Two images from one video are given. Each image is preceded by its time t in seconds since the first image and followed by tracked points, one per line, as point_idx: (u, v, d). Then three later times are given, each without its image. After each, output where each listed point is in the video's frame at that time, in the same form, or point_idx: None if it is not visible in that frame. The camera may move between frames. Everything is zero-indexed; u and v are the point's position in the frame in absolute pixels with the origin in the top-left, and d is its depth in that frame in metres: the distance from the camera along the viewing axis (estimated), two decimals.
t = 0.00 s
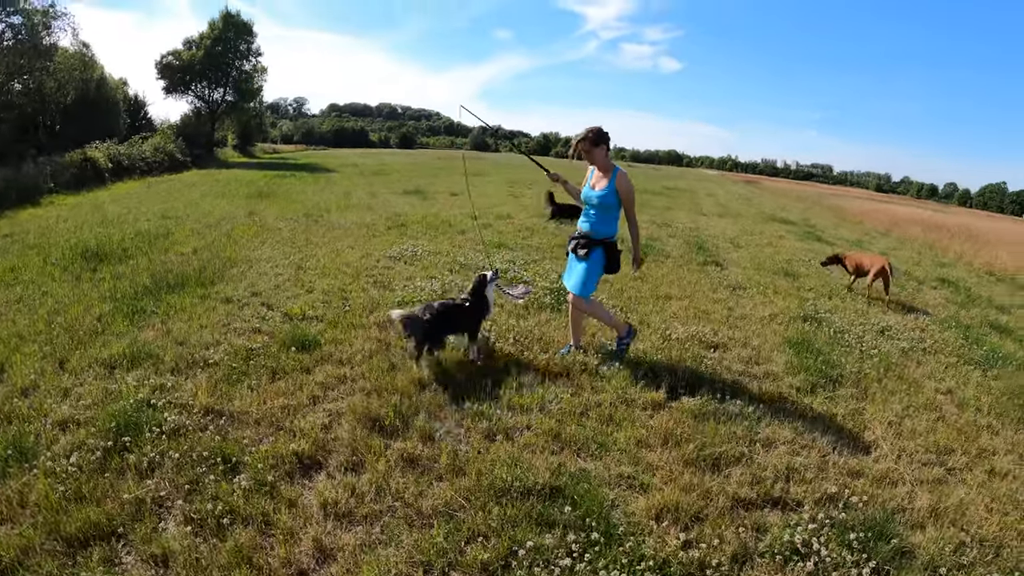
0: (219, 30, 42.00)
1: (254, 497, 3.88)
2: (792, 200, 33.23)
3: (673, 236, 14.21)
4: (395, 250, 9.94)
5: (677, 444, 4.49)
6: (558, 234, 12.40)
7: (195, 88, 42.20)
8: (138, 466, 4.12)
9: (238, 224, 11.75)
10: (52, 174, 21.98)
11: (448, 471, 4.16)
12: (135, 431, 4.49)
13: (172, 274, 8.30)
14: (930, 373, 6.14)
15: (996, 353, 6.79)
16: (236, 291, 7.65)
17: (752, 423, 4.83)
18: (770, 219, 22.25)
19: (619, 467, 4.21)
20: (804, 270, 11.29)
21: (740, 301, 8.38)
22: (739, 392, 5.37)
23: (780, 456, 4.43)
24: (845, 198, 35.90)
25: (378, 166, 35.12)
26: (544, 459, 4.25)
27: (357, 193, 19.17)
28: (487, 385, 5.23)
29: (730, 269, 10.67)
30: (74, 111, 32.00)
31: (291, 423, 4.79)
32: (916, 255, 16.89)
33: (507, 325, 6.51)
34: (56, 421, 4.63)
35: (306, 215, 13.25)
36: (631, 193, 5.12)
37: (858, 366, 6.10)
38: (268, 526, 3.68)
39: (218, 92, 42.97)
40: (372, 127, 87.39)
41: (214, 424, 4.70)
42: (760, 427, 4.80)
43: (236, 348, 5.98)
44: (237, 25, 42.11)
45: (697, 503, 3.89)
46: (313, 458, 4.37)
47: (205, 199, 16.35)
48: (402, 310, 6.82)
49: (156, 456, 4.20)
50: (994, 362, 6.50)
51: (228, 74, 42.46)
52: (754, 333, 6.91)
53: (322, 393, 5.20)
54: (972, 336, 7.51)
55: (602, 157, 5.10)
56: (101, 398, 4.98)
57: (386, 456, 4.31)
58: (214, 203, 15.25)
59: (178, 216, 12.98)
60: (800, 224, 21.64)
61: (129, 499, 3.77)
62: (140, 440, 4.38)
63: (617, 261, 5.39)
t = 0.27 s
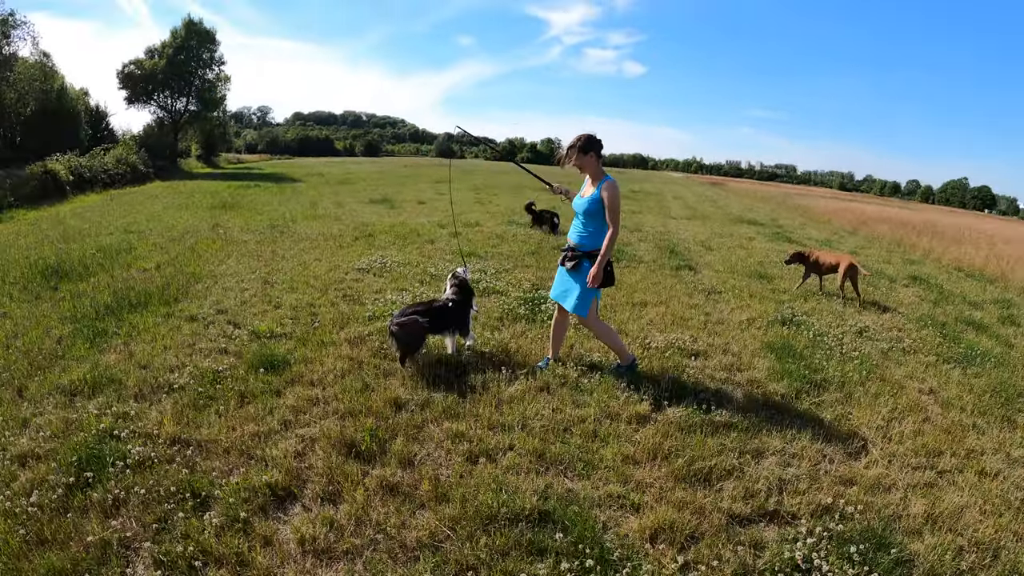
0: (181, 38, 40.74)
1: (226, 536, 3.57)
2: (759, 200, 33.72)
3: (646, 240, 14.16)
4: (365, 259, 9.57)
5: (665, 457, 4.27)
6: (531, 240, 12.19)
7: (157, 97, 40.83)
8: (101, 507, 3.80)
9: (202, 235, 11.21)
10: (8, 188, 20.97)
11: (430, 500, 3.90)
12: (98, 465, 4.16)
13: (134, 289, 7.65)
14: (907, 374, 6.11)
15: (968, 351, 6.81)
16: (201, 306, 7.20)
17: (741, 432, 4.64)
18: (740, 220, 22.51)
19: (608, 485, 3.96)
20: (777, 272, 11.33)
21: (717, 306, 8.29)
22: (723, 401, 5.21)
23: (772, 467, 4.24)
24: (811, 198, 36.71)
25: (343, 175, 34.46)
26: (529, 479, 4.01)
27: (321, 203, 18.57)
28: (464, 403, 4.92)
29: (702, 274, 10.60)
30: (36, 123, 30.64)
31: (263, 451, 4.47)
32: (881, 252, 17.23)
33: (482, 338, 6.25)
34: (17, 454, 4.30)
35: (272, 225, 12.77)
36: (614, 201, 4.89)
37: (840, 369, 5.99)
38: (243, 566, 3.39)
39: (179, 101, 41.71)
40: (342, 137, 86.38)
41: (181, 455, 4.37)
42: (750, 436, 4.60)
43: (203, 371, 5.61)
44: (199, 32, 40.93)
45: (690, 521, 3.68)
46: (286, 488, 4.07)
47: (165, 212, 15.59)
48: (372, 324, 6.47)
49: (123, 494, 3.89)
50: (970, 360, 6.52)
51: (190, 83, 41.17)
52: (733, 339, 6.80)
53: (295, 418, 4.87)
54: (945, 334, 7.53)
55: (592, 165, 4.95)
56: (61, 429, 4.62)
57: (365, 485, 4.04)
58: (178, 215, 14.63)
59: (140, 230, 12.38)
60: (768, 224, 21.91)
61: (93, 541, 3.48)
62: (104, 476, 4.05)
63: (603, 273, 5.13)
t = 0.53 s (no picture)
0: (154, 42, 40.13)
1: (205, 559, 3.38)
2: (737, 200, 33.94)
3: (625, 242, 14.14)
4: (342, 265, 9.36)
5: (653, 464, 4.16)
6: (511, 243, 12.09)
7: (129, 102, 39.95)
8: (76, 530, 3.58)
9: (176, 243, 10.87)
10: None
11: (415, 516, 3.74)
12: (72, 486, 3.94)
13: (107, 298, 7.37)
14: (890, 373, 6.09)
15: (949, 349, 6.81)
16: (175, 315, 6.94)
17: (729, 438, 4.54)
18: (718, 221, 22.70)
19: (596, 496, 3.84)
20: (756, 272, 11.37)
21: (699, 308, 8.25)
22: (709, 404, 5.12)
23: (761, 472, 4.15)
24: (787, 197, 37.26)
25: (318, 179, 33.83)
26: (516, 491, 3.88)
27: (296, 208, 18.19)
28: (446, 413, 4.76)
29: (682, 276, 10.55)
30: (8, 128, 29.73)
31: (242, 468, 4.27)
32: (856, 249, 17.47)
33: (463, 345, 6.07)
34: None
35: (247, 232, 12.46)
36: (624, 206, 4.72)
37: (825, 370, 5.93)
38: None
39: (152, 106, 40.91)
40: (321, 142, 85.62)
41: (158, 474, 4.15)
42: (739, 442, 4.51)
43: (179, 384, 5.38)
44: (172, 36, 40.27)
45: (682, 530, 3.58)
46: (266, 507, 3.88)
47: (136, 220, 15.12)
48: (350, 333, 6.28)
49: (99, 517, 3.68)
50: (949, 357, 6.56)
51: (163, 88, 40.42)
52: (716, 342, 6.73)
53: (274, 432, 4.68)
54: (926, 332, 7.51)
55: (597, 171, 4.88)
56: (32, 448, 4.37)
57: (348, 502, 3.87)
58: (152, 222, 14.22)
59: (111, 238, 11.97)
60: (746, 225, 22.03)
61: (68, 568, 3.26)
62: (79, 498, 3.83)
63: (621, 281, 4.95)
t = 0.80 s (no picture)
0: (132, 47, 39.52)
1: None
2: (720, 200, 34.16)
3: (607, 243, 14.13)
4: (322, 271, 9.23)
5: (637, 468, 4.11)
6: (492, 246, 12.02)
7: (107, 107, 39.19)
8: (53, 547, 3.46)
9: (154, 250, 10.67)
10: None
11: (398, 526, 3.66)
12: (48, 501, 3.81)
13: (84, 308, 7.19)
14: (873, 371, 6.09)
15: (930, 346, 6.83)
16: (154, 324, 6.78)
17: (714, 440, 4.50)
18: (700, 220, 22.81)
19: (581, 502, 3.78)
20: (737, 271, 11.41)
21: (680, 309, 8.23)
22: (692, 406, 5.08)
23: (746, 475, 4.10)
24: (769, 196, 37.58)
25: (297, 184, 33.38)
26: (500, 498, 3.80)
27: (276, 214, 17.95)
28: (428, 421, 4.68)
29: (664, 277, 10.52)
30: None
31: (221, 480, 4.16)
32: (836, 245, 17.64)
33: (444, 350, 5.99)
34: None
35: (227, 238, 12.26)
36: (625, 206, 4.57)
37: (808, 369, 5.91)
38: None
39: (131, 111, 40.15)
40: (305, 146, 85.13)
41: (137, 488, 4.02)
42: (723, 444, 4.47)
43: (156, 395, 5.24)
44: (150, 40, 39.72)
45: (668, 535, 3.52)
46: (246, 520, 3.77)
47: (113, 228, 14.82)
48: (330, 340, 6.17)
49: (76, 534, 3.55)
50: (928, 353, 6.60)
51: (142, 93, 39.82)
52: (699, 343, 6.70)
53: (253, 443, 4.57)
54: (907, 329, 7.52)
55: (603, 170, 4.81)
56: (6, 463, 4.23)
57: (329, 513, 3.77)
58: (129, 230, 13.95)
59: (87, 246, 11.71)
60: (728, 224, 22.16)
61: None
62: (56, 514, 3.70)
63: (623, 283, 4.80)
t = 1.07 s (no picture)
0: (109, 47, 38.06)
1: None
2: (708, 198, 34.25)
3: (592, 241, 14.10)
4: (305, 273, 9.14)
5: (620, 468, 4.08)
6: (476, 247, 11.96)
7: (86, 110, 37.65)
8: (33, 558, 3.37)
9: (136, 255, 10.52)
10: None
11: (380, 530, 3.61)
12: (29, 512, 3.72)
13: (65, 315, 7.06)
14: (857, 367, 6.08)
15: (914, 341, 6.83)
16: (135, 330, 6.67)
17: (697, 439, 4.47)
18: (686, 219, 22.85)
19: (563, 503, 3.74)
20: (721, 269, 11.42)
21: (664, 307, 8.20)
22: (675, 404, 5.06)
23: (729, 473, 4.08)
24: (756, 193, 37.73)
25: (281, 186, 33.13)
26: (483, 500, 3.76)
27: (260, 217, 17.78)
28: (410, 423, 4.63)
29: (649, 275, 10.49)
30: None
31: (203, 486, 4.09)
32: (820, 241, 17.71)
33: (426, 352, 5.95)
34: None
35: (210, 242, 12.11)
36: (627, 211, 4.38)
37: (792, 366, 5.90)
38: None
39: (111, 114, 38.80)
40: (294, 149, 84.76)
41: (118, 496, 3.94)
42: (706, 442, 4.45)
43: (137, 402, 5.14)
44: (131, 42, 38.24)
45: (651, 535, 3.49)
46: (228, 526, 3.70)
47: (96, 233, 14.62)
48: (311, 343, 6.10)
49: (57, 543, 3.47)
50: (910, 348, 6.61)
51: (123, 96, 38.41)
52: (683, 341, 6.68)
53: (235, 448, 4.50)
54: (892, 324, 7.51)
55: (614, 178, 4.68)
56: None
57: (311, 518, 3.71)
58: (111, 235, 13.74)
59: (68, 252, 11.52)
60: (714, 221, 22.21)
61: None
62: (36, 525, 3.62)
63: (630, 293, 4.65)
